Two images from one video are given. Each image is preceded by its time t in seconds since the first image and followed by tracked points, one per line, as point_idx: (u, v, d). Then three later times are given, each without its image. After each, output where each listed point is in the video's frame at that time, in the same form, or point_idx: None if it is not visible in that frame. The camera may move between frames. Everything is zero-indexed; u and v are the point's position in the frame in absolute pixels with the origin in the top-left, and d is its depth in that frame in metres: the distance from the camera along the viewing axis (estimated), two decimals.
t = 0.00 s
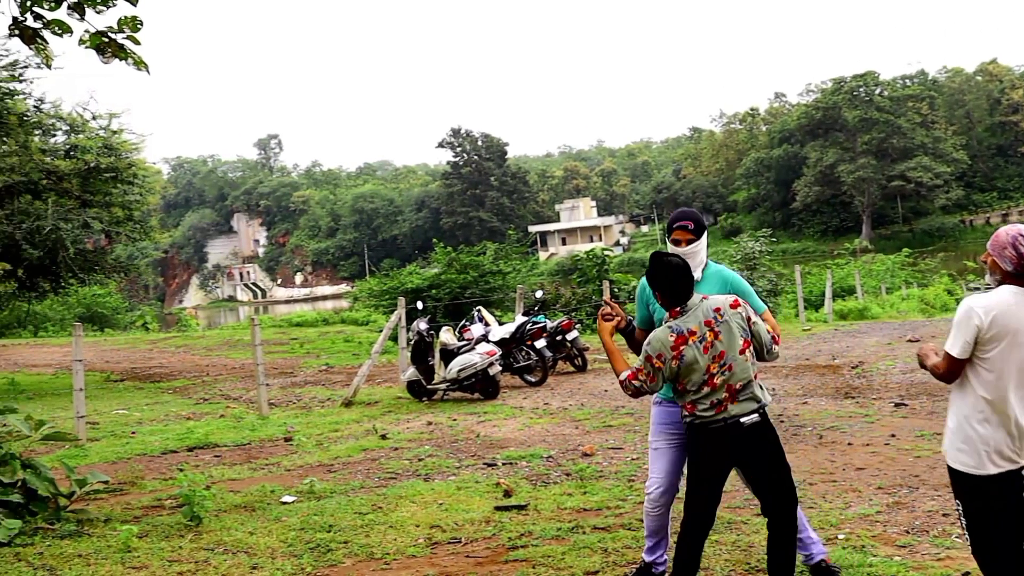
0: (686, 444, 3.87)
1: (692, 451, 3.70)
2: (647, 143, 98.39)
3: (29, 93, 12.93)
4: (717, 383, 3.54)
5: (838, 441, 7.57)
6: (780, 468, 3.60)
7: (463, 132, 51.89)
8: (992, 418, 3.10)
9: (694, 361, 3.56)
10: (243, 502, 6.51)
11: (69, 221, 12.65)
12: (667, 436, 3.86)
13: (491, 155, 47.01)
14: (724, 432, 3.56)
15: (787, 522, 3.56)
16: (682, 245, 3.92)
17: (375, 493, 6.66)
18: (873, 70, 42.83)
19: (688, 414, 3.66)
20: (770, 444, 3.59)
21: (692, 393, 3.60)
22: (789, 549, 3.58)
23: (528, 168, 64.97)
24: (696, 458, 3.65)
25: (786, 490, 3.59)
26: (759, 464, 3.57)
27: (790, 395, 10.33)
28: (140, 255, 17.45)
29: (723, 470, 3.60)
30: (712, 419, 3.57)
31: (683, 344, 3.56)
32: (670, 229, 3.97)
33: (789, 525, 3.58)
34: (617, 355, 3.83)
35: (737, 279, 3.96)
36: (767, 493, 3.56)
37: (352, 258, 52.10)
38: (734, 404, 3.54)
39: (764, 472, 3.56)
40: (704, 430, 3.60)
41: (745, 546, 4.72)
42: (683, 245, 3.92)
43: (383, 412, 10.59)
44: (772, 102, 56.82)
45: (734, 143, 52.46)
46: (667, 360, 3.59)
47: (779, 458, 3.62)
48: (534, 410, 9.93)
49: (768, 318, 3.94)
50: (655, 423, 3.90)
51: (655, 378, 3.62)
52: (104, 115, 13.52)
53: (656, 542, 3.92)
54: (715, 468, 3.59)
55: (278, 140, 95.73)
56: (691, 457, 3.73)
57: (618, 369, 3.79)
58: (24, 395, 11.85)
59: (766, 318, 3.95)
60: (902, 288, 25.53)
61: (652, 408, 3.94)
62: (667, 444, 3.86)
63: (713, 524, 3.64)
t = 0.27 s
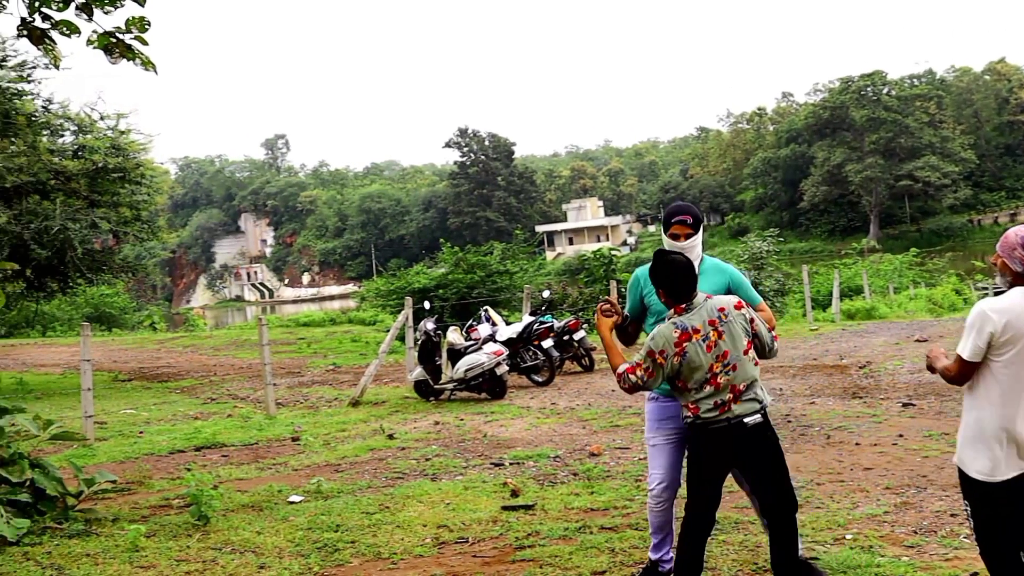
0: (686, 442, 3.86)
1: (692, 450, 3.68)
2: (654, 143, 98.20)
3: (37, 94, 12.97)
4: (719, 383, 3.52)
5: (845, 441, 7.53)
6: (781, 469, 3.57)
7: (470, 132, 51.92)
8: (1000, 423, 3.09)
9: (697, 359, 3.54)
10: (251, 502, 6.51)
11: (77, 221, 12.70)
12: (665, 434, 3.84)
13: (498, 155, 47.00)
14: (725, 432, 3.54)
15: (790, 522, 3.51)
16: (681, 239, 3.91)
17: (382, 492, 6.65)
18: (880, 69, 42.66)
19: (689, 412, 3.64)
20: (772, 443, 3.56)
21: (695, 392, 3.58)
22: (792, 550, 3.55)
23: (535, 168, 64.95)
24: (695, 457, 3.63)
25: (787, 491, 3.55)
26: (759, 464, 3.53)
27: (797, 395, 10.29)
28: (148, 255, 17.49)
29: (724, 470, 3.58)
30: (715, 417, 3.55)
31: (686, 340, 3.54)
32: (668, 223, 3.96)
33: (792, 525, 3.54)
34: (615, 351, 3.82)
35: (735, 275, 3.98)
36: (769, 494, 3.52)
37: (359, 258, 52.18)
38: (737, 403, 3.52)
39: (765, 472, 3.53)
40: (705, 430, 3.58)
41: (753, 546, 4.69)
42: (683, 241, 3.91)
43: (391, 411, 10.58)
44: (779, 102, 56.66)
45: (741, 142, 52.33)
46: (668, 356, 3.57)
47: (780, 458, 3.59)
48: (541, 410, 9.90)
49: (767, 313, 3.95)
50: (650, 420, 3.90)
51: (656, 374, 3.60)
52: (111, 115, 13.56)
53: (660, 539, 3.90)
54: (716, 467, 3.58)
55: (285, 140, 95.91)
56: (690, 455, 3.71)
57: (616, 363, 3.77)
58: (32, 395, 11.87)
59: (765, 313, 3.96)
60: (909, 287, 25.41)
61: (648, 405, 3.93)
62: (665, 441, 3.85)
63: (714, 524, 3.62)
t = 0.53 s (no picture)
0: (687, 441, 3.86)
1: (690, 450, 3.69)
2: (657, 143, 98.06)
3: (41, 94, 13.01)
4: (721, 381, 3.52)
5: (849, 441, 7.52)
6: (781, 467, 3.56)
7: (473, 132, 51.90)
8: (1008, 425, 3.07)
9: (699, 357, 3.54)
10: (254, 502, 6.51)
11: (81, 221, 12.77)
12: (665, 432, 3.85)
13: (501, 155, 46.99)
14: (725, 433, 3.53)
15: (791, 523, 3.51)
16: (680, 237, 3.89)
17: (386, 492, 6.66)
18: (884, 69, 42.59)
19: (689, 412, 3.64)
20: (771, 443, 3.56)
21: (696, 391, 3.57)
22: (795, 550, 3.54)
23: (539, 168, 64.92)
24: (693, 456, 3.64)
25: (787, 490, 3.55)
26: (757, 463, 3.53)
27: (800, 394, 10.27)
28: (152, 255, 17.51)
29: (724, 470, 3.59)
30: (715, 418, 3.54)
31: (688, 338, 3.54)
32: (667, 219, 3.92)
33: (793, 524, 3.53)
34: (615, 348, 3.81)
35: (733, 272, 3.99)
36: (768, 494, 3.51)
37: (363, 258, 52.23)
38: (738, 403, 3.52)
39: (764, 472, 3.52)
40: (704, 430, 3.58)
41: (756, 546, 4.69)
42: (683, 238, 3.89)
43: (394, 411, 10.58)
44: (783, 101, 56.56)
45: (745, 142, 52.26)
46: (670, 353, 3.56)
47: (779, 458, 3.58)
48: (545, 411, 9.89)
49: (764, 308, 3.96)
50: (648, 417, 3.90)
51: (656, 370, 3.58)
52: (115, 116, 13.60)
53: (662, 536, 3.90)
54: (716, 468, 3.58)
55: (289, 140, 95.98)
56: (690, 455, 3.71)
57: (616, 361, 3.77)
58: (36, 395, 11.88)
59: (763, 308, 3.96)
60: (913, 288, 25.34)
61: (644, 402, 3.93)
62: (665, 439, 3.86)
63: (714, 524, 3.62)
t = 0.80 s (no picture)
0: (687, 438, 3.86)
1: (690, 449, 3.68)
2: (665, 143, 97.83)
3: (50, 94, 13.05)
4: (722, 379, 3.50)
5: (857, 441, 7.48)
6: (781, 468, 3.52)
7: (481, 132, 51.88)
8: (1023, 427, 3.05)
9: (702, 353, 3.51)
10: (262, 501, 6.51)
11: (89, 221, 12.80)
12: (664, 427, 3.84)
13: (509, 155, 46.97)
14: (725, 432, 3.52)
15: (793, 525, 3.46)
16: (680, 234, 3.88)
17: (394, 492, 6.65)
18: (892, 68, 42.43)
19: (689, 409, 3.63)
20: (771, 442, 3.53)
21: (697, 387, 3.55)
22: (796, 552, 3.49)
23: (546, 168, 64.86)
24: (693, 456, 3.63)
25: (788, 493, 3.50)
26: (757, 463, 3.50)
27: (807, 394, 10.23)
28: (159, 256, 17.55)
29: (723, 469, 3.57)
30: (715, 416, 3.53)
31: (693, 333, 3.51)
32: (667, 215, 3.92)
33: (795, 526, 3.49)
34: (617, 344, 3.82)
35: (732, 269, 3.99)
36: (768, 495, 3.47)
37: (370, 258, 52.26)
38: (739, 403, 3.50)
39: (764, 474, 3.49)
40: (704, 429, 3.57)
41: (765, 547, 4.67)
42: (683, 236, 3.87)
43: (402, 411, 10.58)
44: (791, 101, 56.37)
45: (753, 142, 52.12)
46: (674, 349, 3.54)
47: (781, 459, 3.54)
48: (552, 410, 9.87)
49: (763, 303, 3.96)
50: (645, 413, 3.90)
51: (657, 364, 3.56)
52: (123, 116, 13.64)
53: (660, 532, 3.92)
54: (716, 468, 3.56)
55: (296, 140, 96.14)
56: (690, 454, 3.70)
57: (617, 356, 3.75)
58: (45, 394, 11.90)
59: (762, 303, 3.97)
60: (921, 288, 25.21)
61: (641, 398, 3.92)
62: (665, 435, 3.86)
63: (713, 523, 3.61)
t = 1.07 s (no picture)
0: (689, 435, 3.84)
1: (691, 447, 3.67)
2: (673, 143, 97.60)
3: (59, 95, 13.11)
4: (725, 376, 3.51)
5: (866, 441, 7.44)
6: (783, 466, 3.51)
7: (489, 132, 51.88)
8: None
9: (707, 349, 3.52)
10: (270, 501, 6.51)
11: (98, 221, 12.86)
12: (665, 423, 3.82)
13: (517, 155, 46.95)
14: (726, 431, 3.52)
15: (796, 524, 3.46)
16: (680, 233, 3.94)
17: (402, 491, 6.65)
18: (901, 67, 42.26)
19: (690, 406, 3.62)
20: (772, 441, 3.52)
21: (700, 383, 3.55)
22: (798, 552, 3.47)
23: (554, 168, 64.83)
24: (694, 454, 3.61)
25: (789, 492, 3.49)
26: (759, 462, 3.49)
27: (815, 394, 10.18)
28: (168, 256, 17.60)
29: (725, 467, 3.56)
30: (716, 414, 3.53)
31: (699, 329, 3.51)
32: (667, 213, 3.95)
33: (796, 526, 3.47)
34: (620, 341, 3.84)
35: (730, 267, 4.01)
36: (769, 493, 3.46)
37: (379, 258, 52.38)
38: (740, 401, 3.50)
39: (766, 473, 3.48)
40: (705, 428, 3.56)
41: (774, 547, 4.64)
42: (681, 233, 3.94)
43: (410, 411, 10.57)
44: (799, 100, 56.18)
45: (761, 142, 51.97)
46: (679, 344, 3.54)
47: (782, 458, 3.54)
48: (560, 410, 9.85)
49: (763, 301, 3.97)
50: (643, 409, 3.88)
51: (661, 359, 3.58)
52: (131, 117, 13.67)
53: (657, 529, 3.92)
54: (719, 467, 3.55)
55: (304, 140, 96.29)
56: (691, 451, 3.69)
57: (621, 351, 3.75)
58: (54, 394, 11.94)
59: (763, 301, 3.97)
60: (930, 287, 25.08)
61: (639, 394, 3.91)
62: (664, 431, 3.84)
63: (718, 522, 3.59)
